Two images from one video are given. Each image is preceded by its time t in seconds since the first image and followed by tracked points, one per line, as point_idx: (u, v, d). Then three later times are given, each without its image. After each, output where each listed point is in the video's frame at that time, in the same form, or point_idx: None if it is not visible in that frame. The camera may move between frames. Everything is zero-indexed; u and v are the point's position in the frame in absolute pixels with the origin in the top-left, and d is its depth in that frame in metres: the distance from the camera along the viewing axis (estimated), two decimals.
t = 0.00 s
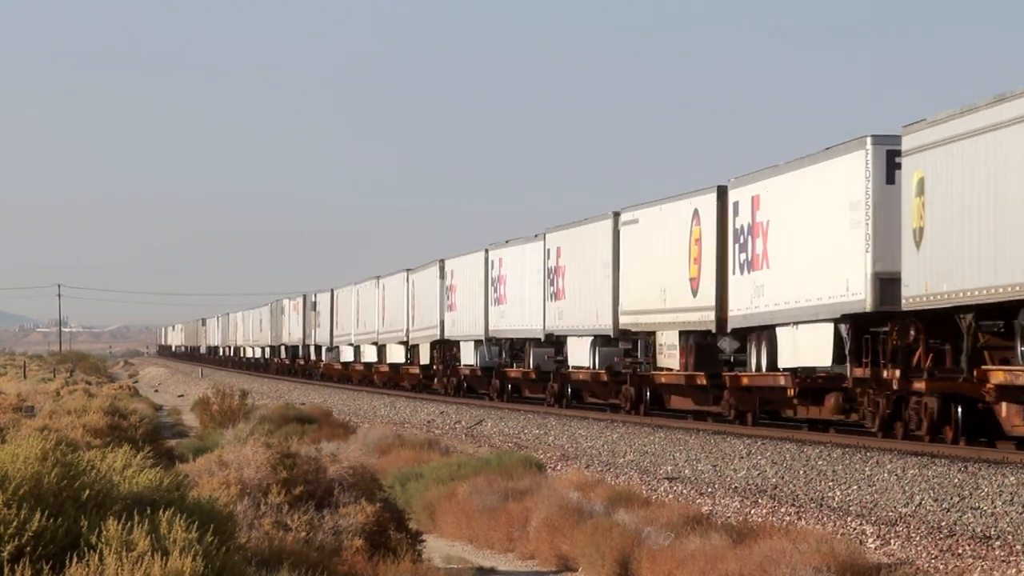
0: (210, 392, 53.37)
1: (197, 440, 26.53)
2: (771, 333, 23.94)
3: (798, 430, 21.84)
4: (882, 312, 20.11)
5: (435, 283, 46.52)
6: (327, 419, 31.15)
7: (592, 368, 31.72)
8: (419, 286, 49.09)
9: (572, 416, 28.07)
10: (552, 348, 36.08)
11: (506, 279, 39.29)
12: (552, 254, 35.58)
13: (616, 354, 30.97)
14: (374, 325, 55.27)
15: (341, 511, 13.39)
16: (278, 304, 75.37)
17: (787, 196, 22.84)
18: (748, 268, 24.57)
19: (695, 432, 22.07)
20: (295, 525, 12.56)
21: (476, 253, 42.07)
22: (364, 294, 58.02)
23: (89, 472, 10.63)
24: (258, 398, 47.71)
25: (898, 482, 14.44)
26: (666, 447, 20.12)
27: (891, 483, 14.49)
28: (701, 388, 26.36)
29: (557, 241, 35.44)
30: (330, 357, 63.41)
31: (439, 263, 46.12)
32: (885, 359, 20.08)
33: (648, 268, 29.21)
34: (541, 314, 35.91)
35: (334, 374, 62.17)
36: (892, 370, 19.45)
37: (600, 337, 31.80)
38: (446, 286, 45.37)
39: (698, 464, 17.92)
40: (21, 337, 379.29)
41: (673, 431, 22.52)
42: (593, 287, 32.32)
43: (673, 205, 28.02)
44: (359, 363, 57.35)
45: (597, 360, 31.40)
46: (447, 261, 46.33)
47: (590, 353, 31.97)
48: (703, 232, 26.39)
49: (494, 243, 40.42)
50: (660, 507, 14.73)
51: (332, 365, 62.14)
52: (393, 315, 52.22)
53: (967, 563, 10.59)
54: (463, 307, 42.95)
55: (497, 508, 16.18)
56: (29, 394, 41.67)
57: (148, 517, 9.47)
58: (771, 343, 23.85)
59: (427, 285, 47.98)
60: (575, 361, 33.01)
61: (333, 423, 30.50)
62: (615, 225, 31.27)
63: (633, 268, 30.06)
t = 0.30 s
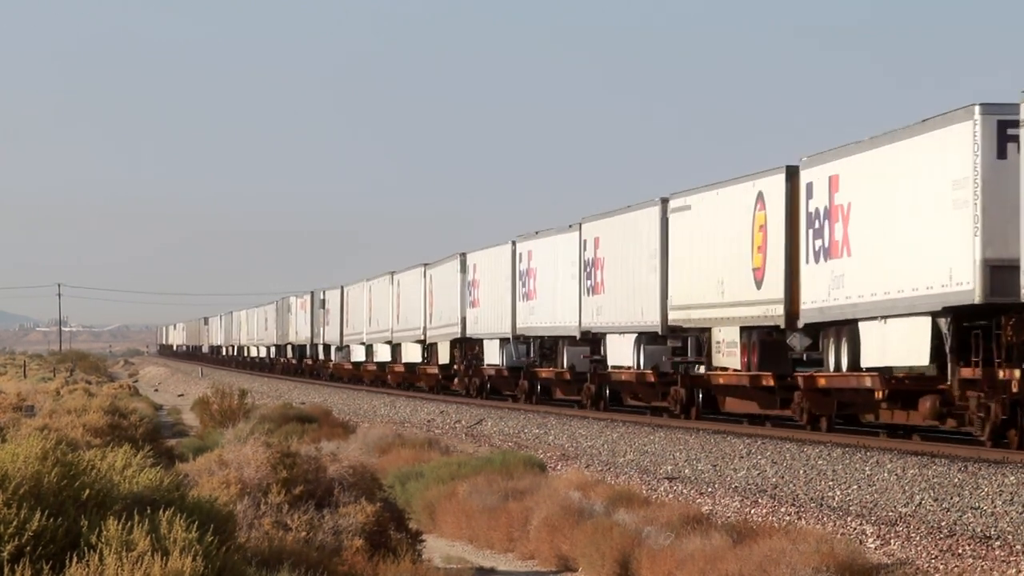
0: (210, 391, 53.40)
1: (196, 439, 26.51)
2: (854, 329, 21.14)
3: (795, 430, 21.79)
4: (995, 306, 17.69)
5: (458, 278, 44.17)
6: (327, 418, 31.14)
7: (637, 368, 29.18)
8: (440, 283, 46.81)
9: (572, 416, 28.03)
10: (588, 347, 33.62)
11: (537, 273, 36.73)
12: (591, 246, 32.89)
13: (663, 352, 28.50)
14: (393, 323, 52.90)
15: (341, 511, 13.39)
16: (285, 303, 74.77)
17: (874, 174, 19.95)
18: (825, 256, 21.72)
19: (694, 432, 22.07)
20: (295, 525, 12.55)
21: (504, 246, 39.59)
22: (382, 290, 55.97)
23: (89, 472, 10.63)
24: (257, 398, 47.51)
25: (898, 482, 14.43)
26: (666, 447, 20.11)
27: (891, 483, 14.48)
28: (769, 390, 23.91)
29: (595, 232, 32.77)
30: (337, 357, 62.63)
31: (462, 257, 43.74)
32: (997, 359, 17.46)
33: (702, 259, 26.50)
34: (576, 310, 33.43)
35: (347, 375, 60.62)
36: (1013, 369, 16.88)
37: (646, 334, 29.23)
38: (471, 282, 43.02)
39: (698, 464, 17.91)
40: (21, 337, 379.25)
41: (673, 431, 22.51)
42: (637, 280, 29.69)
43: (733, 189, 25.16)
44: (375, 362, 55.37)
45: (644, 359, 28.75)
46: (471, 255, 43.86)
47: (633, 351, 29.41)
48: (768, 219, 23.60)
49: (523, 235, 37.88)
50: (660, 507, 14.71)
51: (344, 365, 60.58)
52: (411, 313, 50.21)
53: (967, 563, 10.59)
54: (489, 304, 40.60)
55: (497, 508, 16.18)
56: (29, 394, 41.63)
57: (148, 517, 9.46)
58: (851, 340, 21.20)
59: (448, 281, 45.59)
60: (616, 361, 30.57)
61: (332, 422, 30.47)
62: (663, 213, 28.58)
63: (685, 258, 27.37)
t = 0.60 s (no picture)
0: (210, 391, 53.50)
1: (197, 439, 26.55)
2: (956, 326, 17.74)
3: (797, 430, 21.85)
4: None
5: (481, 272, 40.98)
6: (327, 418, 31.16)
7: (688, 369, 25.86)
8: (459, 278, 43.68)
9: (572, 416, 28.04)
10: (630, 346, 30.17)
11: (570, 266, 33.47)
12: (631, 238, 29.53)
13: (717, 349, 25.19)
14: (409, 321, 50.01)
15: (341, 511, 13.40)
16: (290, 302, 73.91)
17: (974, 142, 16.85)
18: (922, 242, 18.24)
19: (695, 432, 22.09)
20: (295, 525, 12.57)
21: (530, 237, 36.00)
22: (396, 286, 53.18)
23: (90, 472, 10.64)
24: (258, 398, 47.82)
25: (898, 482, 14.44)
26: (666, 447, 20.13)
27: (891, 483, 14.49)
28: (852, 395, 20.49)
29: (639, 221, 29.06)
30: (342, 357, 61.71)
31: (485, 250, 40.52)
32: None
33: (769, 248, 22.99)
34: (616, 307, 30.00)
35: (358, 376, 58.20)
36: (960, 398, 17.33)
37: (700, 332, 25.83)
38: (494, 276, 39.85)
39: (698, 464, 17.92)
40: (22, 337, 379.09)
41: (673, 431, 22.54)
42: (686, 273, 26.30)
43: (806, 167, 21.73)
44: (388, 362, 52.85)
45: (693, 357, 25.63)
46: (491, 249, 40.63)
47: (685, 353, 26.10)
48: (849, 199, 20.19)
49: (553, 227, 34.71)
50: (660, 507, 14.73)
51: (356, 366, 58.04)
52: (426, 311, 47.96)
53: (967, 563, 10.60)
54: (514, 300, 37.52)
55: (497, 508, 16.19)
56: (30, 394, 41.69)
57: (149, 517, 9.47)
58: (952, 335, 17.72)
59: (467, 276, 42.58)
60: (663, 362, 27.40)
61: (332, 422, 30.49)
62: (720, 197, 25.05)
63: (747, 249, 23.91)
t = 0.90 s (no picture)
0: (210, 392, 53.53)
1: (197, 439, 26.57)
2: None
3: (797, 431, 21.85)
4: None
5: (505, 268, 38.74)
6: (327, 419, 31.18)
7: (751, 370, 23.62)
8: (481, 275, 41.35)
9: (572, 416, 28.05)
10: (677, 345, 27.94)
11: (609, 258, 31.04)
12: (683, 226, 27.11)
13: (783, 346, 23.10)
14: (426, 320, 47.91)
15: (341, 511, 13.40)
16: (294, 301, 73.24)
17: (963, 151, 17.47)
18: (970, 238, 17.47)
19: (694, 432, 22.10)
20: (295, 524, 12.57)
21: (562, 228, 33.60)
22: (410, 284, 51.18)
23: (89, 472, 10.65)
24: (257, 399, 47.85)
25: (898, 482, 14.44)
26: (666, 447, 20.14)
27: (891, 483, 14.49)
28: (955, 398, 18.24)
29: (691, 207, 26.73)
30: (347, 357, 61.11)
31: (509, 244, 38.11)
32: None
33: (849, 234, 20.70)
34: (664, 302, 27.70)
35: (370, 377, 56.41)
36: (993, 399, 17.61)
37: (765, 328, 23.60)
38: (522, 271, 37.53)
39: (698, 464, 17.93)
40: (22, 337, 378.99)
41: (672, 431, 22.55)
42: (749, 263, 23.96)
43: (890, 142, 19.35)
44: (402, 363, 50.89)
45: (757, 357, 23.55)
46: (520, 242, 38.09)
47: (747, 352, 23.86)
48: (951, 176, 17.66)
49: (591, 217, 32.23)
50: (660, 507, 14.73)
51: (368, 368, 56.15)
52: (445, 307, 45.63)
53: (967, 563, 10.60)
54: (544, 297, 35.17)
55: (497, 508, 16.19)
56: (29, 394, 41.72)
57: (149, 516, 9.48)
58: None
59: (490, 272, 40.28)
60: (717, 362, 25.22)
61: (332, 422, 30.49)
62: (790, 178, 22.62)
63: (824, 237, 21.59)
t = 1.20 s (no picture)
0: (210, 392, 53.57)
1: (197, 439, 26.56)
2: None
3: (797, 430, 21.81)
4: None
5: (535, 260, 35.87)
6: (327, 418, 31.17)
7: (829, 371, 20.69)
8: (508, 269, 38.65)
9: (572, 416, 28.03)
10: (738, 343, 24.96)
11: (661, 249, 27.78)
12: (747, 211, 23.85)
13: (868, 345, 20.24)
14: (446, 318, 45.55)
15: (341, 511, 13.39)
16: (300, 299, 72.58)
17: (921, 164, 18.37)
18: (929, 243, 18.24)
19: (694, 432, 22.10)
20: (295, 525, 12.57)
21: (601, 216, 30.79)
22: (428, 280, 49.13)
23: (89, 471, 10.64)
24: (257, 399, 47.85)
25: (898, 482, 14.44)
26: (666, 447, 20.14)
27: (891, 483, 14.49)
28: None
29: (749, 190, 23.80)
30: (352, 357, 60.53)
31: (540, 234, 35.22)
32: None
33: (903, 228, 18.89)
34: (722, 296, 24.55)
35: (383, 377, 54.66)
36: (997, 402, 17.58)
37: (845, 325, 20.66)
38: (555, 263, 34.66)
39: (698, 464, 17.93)
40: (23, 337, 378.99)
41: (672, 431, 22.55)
42: (824, 252, 20.97)
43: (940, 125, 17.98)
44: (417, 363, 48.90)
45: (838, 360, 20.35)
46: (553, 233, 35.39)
47: (823, 351, 20.80)
48: None
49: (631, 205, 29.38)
50: (660, 507, 14.73)
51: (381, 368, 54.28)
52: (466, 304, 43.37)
53: (967, 563, 10.60)
54: (581, 291, 32.09)
55: (497, 508, 16.18)
56: (29, 394, 41.69)
57: (149, 517, 9.47)
58: None
59: (517, 265, 37.57)
60: (782, 361, 22.26)
61: (332, 422, 30.47)
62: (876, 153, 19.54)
63: (907, 222, 18.78)
